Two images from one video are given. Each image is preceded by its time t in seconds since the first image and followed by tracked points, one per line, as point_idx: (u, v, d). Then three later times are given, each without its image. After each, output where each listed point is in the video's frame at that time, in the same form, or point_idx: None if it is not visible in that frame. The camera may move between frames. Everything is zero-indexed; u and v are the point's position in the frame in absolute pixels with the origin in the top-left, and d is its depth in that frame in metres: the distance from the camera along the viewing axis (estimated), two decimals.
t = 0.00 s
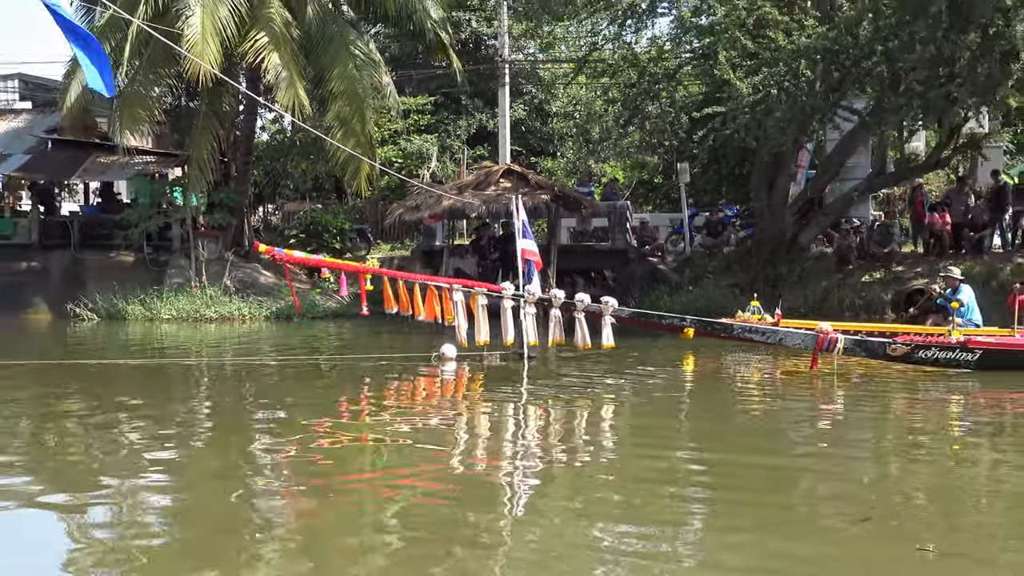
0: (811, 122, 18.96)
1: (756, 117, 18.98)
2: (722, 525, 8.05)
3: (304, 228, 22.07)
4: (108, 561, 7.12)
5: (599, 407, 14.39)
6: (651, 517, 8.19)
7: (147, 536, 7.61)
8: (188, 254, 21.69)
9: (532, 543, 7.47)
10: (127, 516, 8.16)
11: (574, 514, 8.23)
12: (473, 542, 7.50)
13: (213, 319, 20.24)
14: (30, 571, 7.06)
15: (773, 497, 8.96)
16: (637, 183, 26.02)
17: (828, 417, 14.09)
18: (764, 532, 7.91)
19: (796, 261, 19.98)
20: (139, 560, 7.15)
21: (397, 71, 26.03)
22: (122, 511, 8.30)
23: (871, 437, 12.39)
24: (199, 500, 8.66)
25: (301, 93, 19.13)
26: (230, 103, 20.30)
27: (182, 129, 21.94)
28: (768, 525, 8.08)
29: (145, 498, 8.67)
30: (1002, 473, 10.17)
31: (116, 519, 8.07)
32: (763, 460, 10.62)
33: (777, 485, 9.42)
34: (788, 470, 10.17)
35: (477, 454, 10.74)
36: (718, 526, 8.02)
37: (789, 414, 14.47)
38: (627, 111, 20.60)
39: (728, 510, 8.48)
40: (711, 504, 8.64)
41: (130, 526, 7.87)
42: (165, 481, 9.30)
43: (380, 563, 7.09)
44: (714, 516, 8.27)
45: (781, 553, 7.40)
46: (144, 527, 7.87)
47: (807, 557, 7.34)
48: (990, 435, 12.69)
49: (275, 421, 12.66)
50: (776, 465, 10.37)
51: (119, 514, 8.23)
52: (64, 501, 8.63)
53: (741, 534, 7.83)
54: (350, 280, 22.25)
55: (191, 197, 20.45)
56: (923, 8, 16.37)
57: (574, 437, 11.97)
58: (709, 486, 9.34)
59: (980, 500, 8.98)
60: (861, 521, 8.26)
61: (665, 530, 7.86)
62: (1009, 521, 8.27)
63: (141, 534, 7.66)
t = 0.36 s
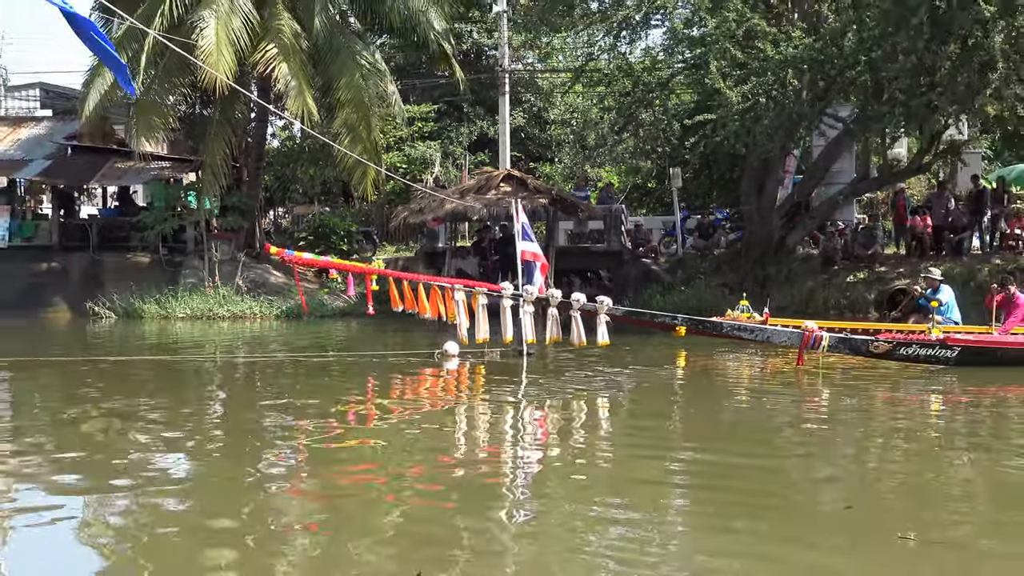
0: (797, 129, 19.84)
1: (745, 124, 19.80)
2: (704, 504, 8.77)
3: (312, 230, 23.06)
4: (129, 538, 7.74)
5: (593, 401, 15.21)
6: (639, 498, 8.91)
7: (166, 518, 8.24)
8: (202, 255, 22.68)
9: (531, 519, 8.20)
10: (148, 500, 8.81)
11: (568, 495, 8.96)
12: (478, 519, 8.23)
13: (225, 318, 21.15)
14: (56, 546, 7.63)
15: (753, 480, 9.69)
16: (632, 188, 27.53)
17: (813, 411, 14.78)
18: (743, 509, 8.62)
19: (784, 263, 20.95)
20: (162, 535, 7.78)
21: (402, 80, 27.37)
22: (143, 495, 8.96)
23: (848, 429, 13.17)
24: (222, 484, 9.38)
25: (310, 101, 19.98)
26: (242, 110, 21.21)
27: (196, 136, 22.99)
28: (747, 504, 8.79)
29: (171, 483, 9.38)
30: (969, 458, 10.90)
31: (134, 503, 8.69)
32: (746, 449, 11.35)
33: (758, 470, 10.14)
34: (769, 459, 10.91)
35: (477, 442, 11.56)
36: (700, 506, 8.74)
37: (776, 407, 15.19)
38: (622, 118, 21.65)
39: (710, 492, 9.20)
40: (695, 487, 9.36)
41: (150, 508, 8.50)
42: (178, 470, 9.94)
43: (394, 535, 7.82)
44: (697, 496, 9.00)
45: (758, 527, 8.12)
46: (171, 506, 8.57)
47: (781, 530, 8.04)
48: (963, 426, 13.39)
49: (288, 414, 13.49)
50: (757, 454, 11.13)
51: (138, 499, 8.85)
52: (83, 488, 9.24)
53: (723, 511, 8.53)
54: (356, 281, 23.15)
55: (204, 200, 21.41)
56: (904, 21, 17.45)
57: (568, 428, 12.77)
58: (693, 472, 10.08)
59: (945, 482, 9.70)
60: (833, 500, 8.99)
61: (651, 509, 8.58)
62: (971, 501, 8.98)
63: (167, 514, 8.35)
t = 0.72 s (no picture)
0: (786, 135, 20.68)
1: (736, 131, 20.51)
2: (697, 493, 9.34)
3: (320, 233, 24.26)
4: (150, 524, 8.17)
5: (590, 396, 15.95)
6: (635, 487, 9.49)
7: (189, 504, 8.76)
8: (215, 257, 23.60)
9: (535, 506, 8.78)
10: (168, 488, 9.34)
11: (568, 484, 9.54)
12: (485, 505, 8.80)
13: (238, 317, 22.06)
14: (73, 534, 7.94)
15: (743, 473, 10.27)
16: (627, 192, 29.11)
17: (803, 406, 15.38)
18: (734, 498, 9.18)
19: (773, 265, 21.89)
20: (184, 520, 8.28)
21: (407, 90, 28.89)
22: (163, 485, 9.46)
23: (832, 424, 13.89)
24: (241, 473, 9.97)
25: (319, 109, 20.79)
26: (254, 118, 22.13)
27: (209, 143, 24.06)
28: (736, 494, 9.36)
29: (193, 473, 9.97)
30: (949, 454, 11.49)
31: (151, 493, 9.14)
32: (736, 443, 11.96)
33: (747, 463, 10.72)
34: (755, 450, 11.59)
35: (480, 433, 12.31)
36: (694, 495, 9.29)
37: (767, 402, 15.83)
38: (617, 126, 22.56)
39: (703, 483, 9.73)
40: (688, 478, 9.93)
41: (170, 496, 9.00)
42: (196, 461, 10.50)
43: (408, 519, 8.39)
44: (690, 486, 9.57)
45: (749, 515, 8.67)
46: (192, 495, 9.09)
47: (770, 517, 8.60)
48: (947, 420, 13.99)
49: (301, 406, 14.22)
50: (743, 446, 11.83)
51: (155, 488, 9.33)
52: (108, 476, 9.79)
53: (715, 500, 9.10)
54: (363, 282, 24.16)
55: (218, 204, 22.34)
56: (889, 32, 18.49)
57: (565, 420, 13.54)
58: (684, 462, 10.74)
59: (926, 475, 10.27)
60: (819, 490, 9.56)
61: (647, 497, 9.14)
62: (951, 491, 9.53)
63: (192, 500, 8.90)
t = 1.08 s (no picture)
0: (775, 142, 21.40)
1: (726, 137, 21.34)
2: (687, 478, 9.85)
3: (329, 236, 25.41)
4: (164, 518, 8.52)
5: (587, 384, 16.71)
6: (628, 473, 9.98)
7: (204, 494, 9.22)
8: (228, 259, 24.78)
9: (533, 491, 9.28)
10: (180, 478, 9.79)
11: (564, 470, 10.04)
12: (486, 491, 9.29)
13: (248, 316, 23.02)
14: (90, 531, 8.21)
15: (731, 458, 10.76)
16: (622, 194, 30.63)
17: (793, 391, 15.64)
18: (723, 484, 9.64)
19: (762, 267, 22.84)
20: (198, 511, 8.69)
21: (412, 98, 30.40)
22: (179, 471, 10.06)
23: (817, 403, 14.57)
24: (253, 461, 10.47)
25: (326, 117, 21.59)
26: (265, 126, 23.12)
27: (222, 149, 25.27)
28: (725, 479, 9.83)
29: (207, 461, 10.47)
30: (931, 437, 11.99)
31: (162, 486, 9.53)
32: (725, 428, 12.45)
33: (736, 448, 11.21)
34: (743, 431, 12.29)
35: (481, 417, 13.08)
36: (681, 477, 9.91)
37: (758, 386, 16.33)
38: (613, 133, 23.51)
39: (691, 465, 10.35)
40: (676, 460, 10.56)
41: (183, 486, 9.45)
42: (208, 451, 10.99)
43: (415, 505, 8.88)
44: (680, 471, 10.08)
45: (737, 499, 9.13)
46: (208, 481, 9.70)
47: (757, 502, 9.06)
48: (932, 403, 14.50)
49: (312, 393, 15.00)
50: (732, 426, 12.54)
51: (167, 480, 9.73)
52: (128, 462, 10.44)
53: (705, 485, 9.57)
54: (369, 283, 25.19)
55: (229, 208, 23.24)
56: (874, 43, 19.44)
57: (563, 404, 14.31)
58: (673, 443, 11.42)
59: (908, 459, 10.73)
60: (805, 474, 10.03)
61: (636, 479, 9.73)
62: (931, 475, 10.00)
63: (207, 490, 9.36)
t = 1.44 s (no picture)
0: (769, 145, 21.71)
1: (722, 141, 21.74)
2: (681, 459, 10.17)
3: (333, 238, 25.94)
4: (170, 499, 8.67)
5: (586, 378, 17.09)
6: (625, 456, 10.21)
7: (212, 476, 9.45)
8: (235, 260, 25.31)
9: (534, 472, 9.54)
10: (187, 462, 10.03)
11: (564, 455, 10.28)
12: (487, 473, 9.53)
13: (254, 316, 23.48)
14: (92, 512, 8.32)
15: (727, 442, 10.99)
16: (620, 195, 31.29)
17: (787, 384, 15.66)
18: (718, 466, 9.85)
19: (757, 266, 23.44)
20: (204, 491, 8.92)
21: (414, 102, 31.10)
22: (187, 454, 10.37)
23: (810, 391, 14.92)
24: (260, 447, 10.72)
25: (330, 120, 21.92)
26: (271, 130, 23.76)
27: (228, 153, 25.89)
28: (721, 461, 10.05)
29: (215, 447, 10.73)
30: (923, 420, 12.20)
31: (169, 469, 9.75)
32: (721, 417, 12.60)
33: (729, 431, 11.55)
34: (736, 416, 12.64)
35: (481, 407, 13.47)
36: (675, 458, 10.22)
37: (755, 378, 16.59)
38: (611, 135, 24.00)
39: (685, 447, 10.69)
40: (670, 443, 10.89)
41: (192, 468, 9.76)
42: (215, 438, 11.26)
43: (418, 486, 9.11)
44: (675, 452, 10.41)
45: (733, 481, 9.29)
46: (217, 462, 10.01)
47: (752, 481, 9.27)
48: (926, 391, 14.74)
49: (317, 387, 15.41)
50: (727, 412, 12.90)
51: (173, 464, 9.95)
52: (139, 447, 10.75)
53: (700, 467, 9.79)
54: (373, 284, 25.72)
55: (235, 210, 23.74)
56: (865, 48, 20.00)
57: (560, 396, 14.72)
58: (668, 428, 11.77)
59: (901, 441, 10.94)
60: (799, 456, 10.24)
61: (631, 460, 10.05)
62: (923, 456, 10.20)
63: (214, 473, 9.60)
